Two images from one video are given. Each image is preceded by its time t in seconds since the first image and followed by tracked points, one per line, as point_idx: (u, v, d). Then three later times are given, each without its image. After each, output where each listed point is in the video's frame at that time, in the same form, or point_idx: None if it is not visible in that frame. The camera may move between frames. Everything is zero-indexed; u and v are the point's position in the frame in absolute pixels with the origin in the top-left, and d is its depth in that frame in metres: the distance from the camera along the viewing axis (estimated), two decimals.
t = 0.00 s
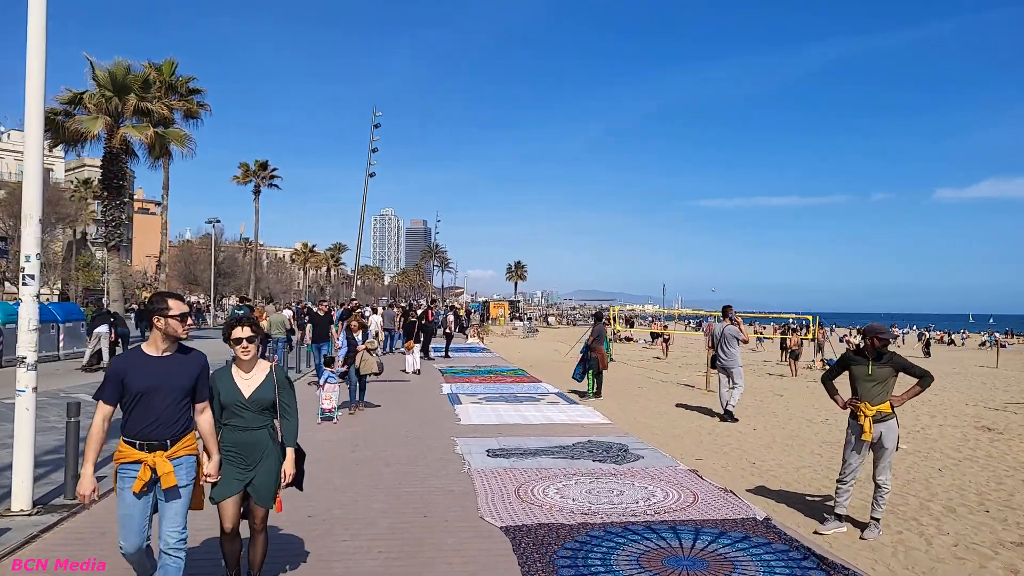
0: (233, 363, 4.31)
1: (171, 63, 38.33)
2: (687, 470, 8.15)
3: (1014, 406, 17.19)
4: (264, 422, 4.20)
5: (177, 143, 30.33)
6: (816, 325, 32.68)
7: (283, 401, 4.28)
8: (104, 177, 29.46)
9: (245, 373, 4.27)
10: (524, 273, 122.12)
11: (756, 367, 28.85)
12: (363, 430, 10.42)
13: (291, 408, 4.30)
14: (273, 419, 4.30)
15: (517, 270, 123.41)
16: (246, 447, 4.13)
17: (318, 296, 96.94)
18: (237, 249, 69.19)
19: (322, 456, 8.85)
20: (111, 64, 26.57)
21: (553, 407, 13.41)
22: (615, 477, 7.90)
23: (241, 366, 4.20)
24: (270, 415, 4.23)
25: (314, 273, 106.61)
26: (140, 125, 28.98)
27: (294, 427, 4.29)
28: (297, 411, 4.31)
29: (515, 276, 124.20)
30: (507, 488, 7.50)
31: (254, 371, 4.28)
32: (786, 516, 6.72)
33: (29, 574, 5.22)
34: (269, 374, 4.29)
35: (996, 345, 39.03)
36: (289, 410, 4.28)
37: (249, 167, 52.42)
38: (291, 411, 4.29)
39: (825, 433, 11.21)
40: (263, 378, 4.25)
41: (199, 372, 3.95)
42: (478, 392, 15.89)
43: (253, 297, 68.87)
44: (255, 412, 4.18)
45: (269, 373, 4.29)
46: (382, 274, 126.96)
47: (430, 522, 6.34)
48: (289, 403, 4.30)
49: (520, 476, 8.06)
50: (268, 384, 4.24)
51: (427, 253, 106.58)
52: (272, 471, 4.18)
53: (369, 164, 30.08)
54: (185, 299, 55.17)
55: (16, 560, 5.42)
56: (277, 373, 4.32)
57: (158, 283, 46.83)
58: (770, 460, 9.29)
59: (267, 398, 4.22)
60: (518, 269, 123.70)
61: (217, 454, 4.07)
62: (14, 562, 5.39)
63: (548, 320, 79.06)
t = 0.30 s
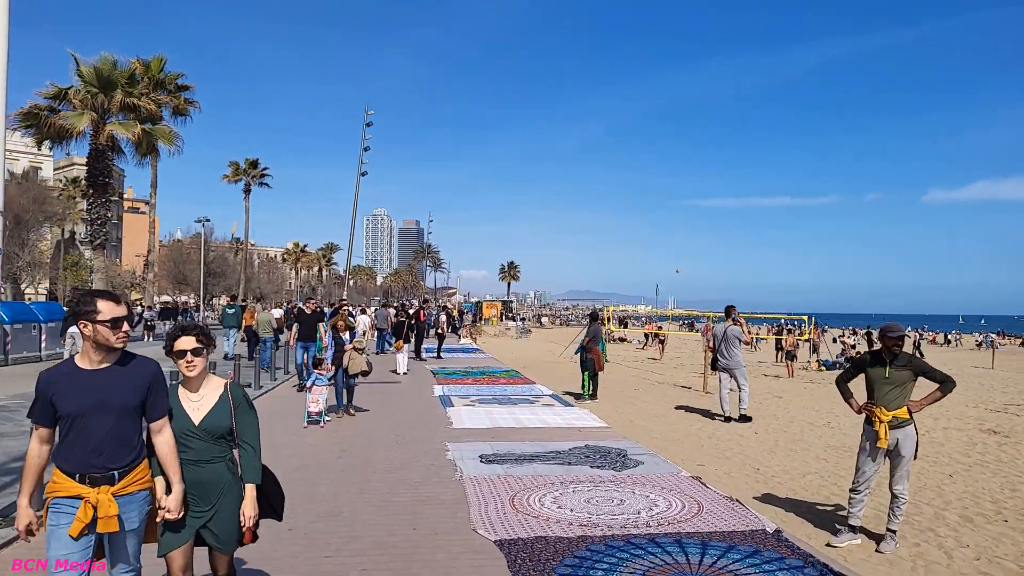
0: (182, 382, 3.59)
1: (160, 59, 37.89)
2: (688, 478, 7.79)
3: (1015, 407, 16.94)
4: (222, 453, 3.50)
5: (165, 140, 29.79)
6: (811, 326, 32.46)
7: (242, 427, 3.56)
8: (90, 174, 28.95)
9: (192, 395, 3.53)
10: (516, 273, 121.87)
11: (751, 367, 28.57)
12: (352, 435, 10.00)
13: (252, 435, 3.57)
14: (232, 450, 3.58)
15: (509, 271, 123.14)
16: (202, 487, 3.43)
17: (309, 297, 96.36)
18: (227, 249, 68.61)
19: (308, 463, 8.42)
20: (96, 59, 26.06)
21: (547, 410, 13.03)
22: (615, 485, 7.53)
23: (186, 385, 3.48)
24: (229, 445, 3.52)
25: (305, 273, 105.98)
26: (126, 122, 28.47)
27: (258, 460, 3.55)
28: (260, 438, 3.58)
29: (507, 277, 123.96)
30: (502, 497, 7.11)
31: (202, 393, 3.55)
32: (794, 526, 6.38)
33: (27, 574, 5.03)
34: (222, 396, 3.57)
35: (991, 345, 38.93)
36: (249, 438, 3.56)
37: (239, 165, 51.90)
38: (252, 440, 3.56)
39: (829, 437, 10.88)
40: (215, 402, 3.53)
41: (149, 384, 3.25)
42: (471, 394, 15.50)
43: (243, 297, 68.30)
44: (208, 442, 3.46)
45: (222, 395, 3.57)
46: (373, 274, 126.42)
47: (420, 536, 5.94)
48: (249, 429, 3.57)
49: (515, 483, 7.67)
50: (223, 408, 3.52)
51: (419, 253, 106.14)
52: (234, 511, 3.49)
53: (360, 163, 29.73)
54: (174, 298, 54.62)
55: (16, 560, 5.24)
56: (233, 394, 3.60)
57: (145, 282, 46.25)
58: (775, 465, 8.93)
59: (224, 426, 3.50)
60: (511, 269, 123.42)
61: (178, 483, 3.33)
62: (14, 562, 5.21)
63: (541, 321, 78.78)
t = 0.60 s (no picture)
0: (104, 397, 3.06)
1: (142, 55, 37.27)
2: (690, 487, 7.41)
3: (1015, 408, 16.68)
4: (151, 482, 3.00)
5: (147, 138, 29.15)
6: (805, 325, 32.22)
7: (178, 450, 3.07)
8: (70, 172, 28.34)
9: (118, 411, 3.01)
10: (507, 272, 121.42)
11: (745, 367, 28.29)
12: (335, 444, 9.54)
13: (190, 458, 3.08)
14: (165, 476, 3.09)
15: (499, 270, 122.72)
16: (122, 523, 2.94)
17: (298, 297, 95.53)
18: (214, 248, 67.80)
19: (287, 476, 7.97)
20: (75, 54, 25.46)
21: (540, 414, 12.62)
22: (612, 496, 7.13)
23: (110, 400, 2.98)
24: (160, 473, 3.02)
25: (294, 273, 105.15)
26: (107, 119, 27.84)
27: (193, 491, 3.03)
28: (199, 464, 3.09)
29: (497, 276, 123.50)
30: (493, 510, 6.70)
31: (130, 409, 3.03)
32: (806, 542, 6.00)
33: None
34: (158, 410, 3.06)
35: (984, 344, 38.85)
36: (187, 461, 3.07)
37: (225, 164, 51.22)
38: (190, 463, 3.08)
39: (831, 441, 10.52)
40: (148, 418, 3.02)
41: (48, 413, 2.70)
42: (461, 398, 15.05)
43: (231, 297, 67.52)
44: (134, 468, 2.96)
45: (158, 409, 3.06)
46: (363, 274, 125.63)
47: (405, 556, 5.52)
48: (187, 452, 3.09)
49: (507, 495, 7.26)
50: (158, 427, 3.03)
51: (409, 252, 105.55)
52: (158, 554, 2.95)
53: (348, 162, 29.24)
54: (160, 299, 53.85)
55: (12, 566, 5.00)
56: (171, 410, 3.09)
57: (130, 283, 45.52)
58: (779, 473, 8.54)
59: (156, 447, 3.00)
60: (501, 268, 122.93)
61: (80, 535, 2.78)
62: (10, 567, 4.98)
63: (532, 320, 78.43)
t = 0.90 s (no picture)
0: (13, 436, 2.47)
1: (127, 51, 36.75)
2: (694, 497, 7.07)
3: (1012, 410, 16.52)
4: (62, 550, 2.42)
5: (131, 134, 28.60)
6: (797, 326, 32.10)
7: (97, 512, 2.46)
8: (52, 170, 27.77)
9: (23, 456, 2.44)
10: (497, 273, 121.17)
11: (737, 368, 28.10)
12: (321, 450, 9.15)
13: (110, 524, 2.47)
14: (81, 542, 2.49)
15: (489, 271, 122.48)
16: None
17: (286, 297, 94.81)
18: (201, 248, 67.07)
19: (271, 485, 7.58)
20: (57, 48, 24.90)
21: (534, 417, 12.27)
22: (613, 506, 6.79)
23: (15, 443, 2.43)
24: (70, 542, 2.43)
25: (281, 274, 104.35)
26: (90, 114, 27.29)
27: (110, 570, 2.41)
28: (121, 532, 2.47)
29: (487, 277, 123.34)
30: (488, 522, 6.34)
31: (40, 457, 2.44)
32: (820, 556, 5.68)
33: None
34: (71, 461, 2.44)
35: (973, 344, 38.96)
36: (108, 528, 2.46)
37: (212, 162, 50.62)
38: (111, 532, 2.46)
39: (834, 445, 10.25)
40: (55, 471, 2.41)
41: None
42: (452, 400, 14.68)
43: (218, 297, 66.83)
44: (33, 537, 2.37)
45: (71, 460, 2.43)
46: (351, 275, 124.95)
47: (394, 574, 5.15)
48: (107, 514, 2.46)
49: (502, 505, 6.91)
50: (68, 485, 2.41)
51: (398, 252, 105.08)
52: None
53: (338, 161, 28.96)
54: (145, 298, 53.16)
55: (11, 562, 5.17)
56: (89, 461, 2.45)
57: (114, 282, 44.82)
58: (783, 479, 8.23)
59: (64, 512, 2.41)
60: (491, 269, 122.69)
61: None
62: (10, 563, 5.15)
63: (522, 321, 78.24)
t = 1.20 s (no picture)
0: None
1: (112, 47, 36.20)
2: (701, 509, 6.72)
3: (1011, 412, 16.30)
4: None
5: (115, 130, 27.99)
6: (791, 326, 31.92)
7: None
8: (33, 166, 27.16)
9: None
10: (488, 272, 120.90)
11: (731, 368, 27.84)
12: (307, 458, 8.73)
13: None
14: None
15: (479, 270, 122.08)
16: None
17: (275, 296, 94.06)
18: (188, 247, 66.30)
19: (253, 496, 7.17)
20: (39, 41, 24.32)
21: (528, 421, 11.89)
22: (615, 518, 6.43)
23: None
24: None
25: (270, 273, 103.56)
26: (73, 110, 26.69)
27: None
28: None
29: (478, 276, 123.03)
30: (484, 536, 5.98)
31: None
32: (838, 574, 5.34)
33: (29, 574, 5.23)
34: None
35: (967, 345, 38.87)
36: None
37: (199, 160, 49.97)
38: None
39: (839, 451, 9.93)
40: None
41: None
42: (443, 403, 14.30)
43: (206, 297, 66.14)
44: None
45: None
46: (342, 274, 124.32)
47: None
48: None
49: (499, 517, 6.54)
50: None
51: (388, 251, 104.58)
52: None
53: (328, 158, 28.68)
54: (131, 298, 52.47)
55: (16, 560, 5.42)
56: None
57: (99, 281, 44.11)
58: (790, 488, 7.89)
59: None
60: (482, 268, 122.29)
61: None
62: (14, 561, 5.39)
63: (513, 320, 77.94)
